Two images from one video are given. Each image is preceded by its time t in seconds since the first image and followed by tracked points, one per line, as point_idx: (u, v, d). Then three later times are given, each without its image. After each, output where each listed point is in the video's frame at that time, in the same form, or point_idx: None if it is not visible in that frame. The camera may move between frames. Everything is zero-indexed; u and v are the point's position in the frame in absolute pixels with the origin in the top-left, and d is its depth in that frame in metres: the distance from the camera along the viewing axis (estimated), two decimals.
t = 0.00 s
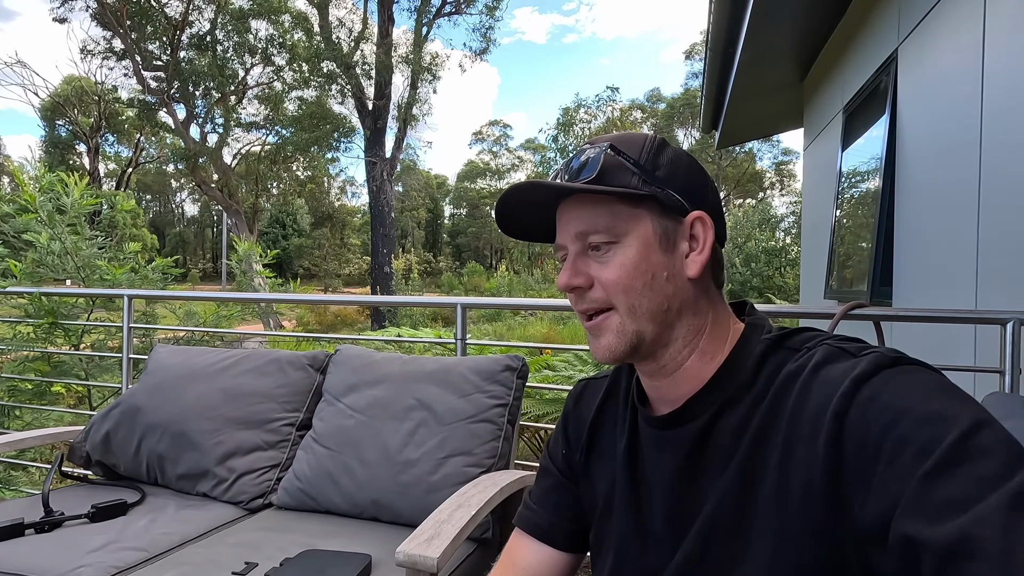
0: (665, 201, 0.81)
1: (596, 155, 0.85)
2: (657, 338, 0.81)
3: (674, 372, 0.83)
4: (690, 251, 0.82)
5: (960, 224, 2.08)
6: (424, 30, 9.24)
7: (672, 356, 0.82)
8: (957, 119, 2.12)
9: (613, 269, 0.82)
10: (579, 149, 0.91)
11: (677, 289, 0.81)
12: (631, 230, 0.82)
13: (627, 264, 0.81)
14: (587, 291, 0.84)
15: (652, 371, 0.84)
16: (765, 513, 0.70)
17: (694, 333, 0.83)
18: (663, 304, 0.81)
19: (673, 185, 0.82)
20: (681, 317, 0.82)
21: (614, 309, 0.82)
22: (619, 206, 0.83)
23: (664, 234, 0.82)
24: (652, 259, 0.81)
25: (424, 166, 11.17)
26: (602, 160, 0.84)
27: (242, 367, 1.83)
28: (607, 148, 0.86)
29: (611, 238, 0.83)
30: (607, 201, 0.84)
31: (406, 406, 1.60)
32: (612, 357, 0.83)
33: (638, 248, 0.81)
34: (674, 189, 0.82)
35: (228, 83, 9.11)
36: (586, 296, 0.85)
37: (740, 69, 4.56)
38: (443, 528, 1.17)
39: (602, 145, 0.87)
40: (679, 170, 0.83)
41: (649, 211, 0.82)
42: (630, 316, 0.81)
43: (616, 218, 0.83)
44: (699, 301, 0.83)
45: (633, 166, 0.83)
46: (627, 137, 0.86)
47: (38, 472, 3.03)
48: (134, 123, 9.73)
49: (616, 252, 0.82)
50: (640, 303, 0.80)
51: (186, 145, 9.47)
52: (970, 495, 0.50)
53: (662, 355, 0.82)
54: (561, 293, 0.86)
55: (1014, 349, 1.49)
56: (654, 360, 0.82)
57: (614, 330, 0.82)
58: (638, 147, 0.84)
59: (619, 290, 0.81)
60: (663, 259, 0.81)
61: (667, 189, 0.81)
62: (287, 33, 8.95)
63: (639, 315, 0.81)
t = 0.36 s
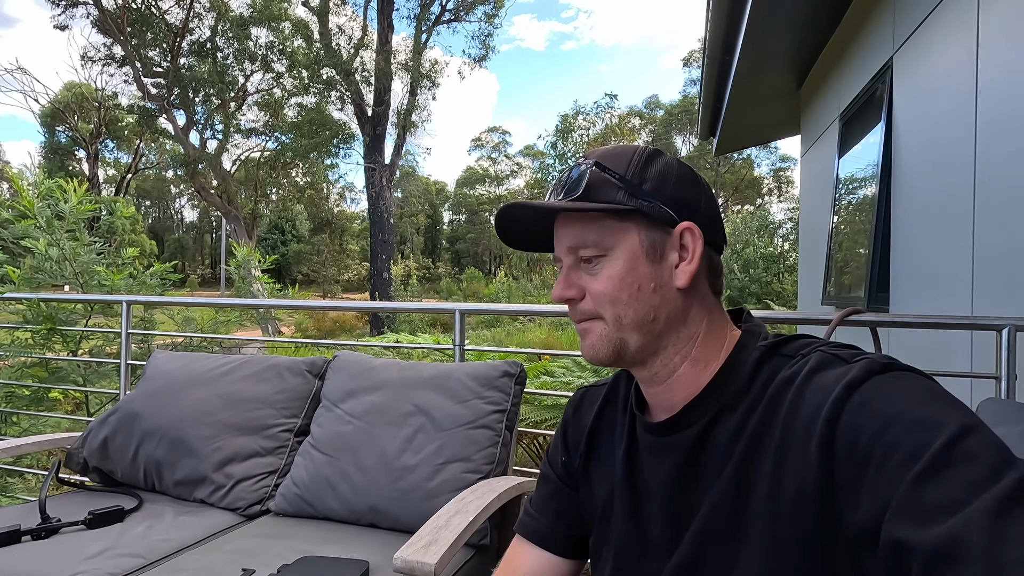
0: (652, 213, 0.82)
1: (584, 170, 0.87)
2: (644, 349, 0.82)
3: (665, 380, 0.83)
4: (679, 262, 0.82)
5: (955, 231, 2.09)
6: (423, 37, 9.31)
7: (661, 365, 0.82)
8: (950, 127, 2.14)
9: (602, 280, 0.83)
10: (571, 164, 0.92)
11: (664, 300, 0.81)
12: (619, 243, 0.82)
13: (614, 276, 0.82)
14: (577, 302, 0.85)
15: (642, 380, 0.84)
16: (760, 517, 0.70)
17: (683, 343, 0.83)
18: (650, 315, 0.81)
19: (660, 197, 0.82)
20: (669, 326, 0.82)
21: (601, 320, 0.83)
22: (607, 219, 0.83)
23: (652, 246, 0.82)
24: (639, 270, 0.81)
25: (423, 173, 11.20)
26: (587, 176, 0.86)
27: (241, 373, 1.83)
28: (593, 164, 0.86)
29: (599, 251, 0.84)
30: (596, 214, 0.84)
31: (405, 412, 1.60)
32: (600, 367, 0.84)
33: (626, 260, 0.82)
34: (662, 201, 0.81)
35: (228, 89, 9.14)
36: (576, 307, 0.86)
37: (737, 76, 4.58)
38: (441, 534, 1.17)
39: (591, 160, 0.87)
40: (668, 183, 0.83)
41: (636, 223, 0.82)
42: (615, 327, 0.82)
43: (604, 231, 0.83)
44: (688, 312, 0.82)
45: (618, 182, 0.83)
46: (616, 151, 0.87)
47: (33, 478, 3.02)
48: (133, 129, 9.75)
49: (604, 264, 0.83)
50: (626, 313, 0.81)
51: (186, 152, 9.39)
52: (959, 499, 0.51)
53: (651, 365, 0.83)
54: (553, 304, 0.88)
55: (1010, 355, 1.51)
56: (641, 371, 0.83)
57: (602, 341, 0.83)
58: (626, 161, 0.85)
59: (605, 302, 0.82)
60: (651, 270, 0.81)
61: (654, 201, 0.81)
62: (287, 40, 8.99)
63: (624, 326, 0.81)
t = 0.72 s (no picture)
0: (655, 221, 0.83)
1: (587, 176, 0.87)
2: (649, 355, 0.82)
3: (664, 385, 0.84)
4: (681, 267, 0.83)
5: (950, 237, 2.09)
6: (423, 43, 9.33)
7: (664, 370, 0.83)
8: (944, 133, 2.15)
9: (608, 287, 0.83)
10: (569, 169, 0.92)
11: (669, 305, 0.82)
12: (624, 250, 0.83)
13: (621, 282, 0.82)
14: (582, 309, 0.85)
15: (643, 386, 0.85)
16: (749, 520, 0.70)
17: (685, 348, 0.83)
18: (656, 320, 0.81)
19: (661, 204, 0.83)
20: (672, 332, 0.82)
21: (608, 326, 0.82)
22: (610, 226, 0.84)
23: (656, 252, 0.82)
24: (644, 276, 0.81)
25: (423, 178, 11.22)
26: (593, 180, 0.86)
27: (238, 378, 1.83)
28: (596, 169, 0.87)
29: (603, 258, 0.84)
30: (597, 221, 0.84)
31: (401, 417, 1.61)
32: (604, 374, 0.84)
33: (631, 266, 0.82)
34: (664, 207, 0.83)
35: (228, 95, 9.18)
36: (580, 314, 0.85)
37: (734, 83, 4.60)
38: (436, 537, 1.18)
39: (590, 166, 0.88)
40: (669, 189, 0.84)
41: (637, 230, 0.83)
42: (622, 333, 0.81)
43: (608, 238, 0.83)
44: (689, 317, 0.84)
45: (621, 187, 0.84)
46: (616, 157, 0.87)
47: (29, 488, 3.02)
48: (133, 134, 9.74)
49: (609, 272, 0.83)
50: (633, 319, 0.81)
51: (186, 157, 9.54)
52: (948, 504, 0.51)
53: (653, 370, 0.83)
54: (556, 312, 0.87)
55: (1003, 360, 1.52)
56: (644, 377, 0.83)
57: (608, 347, 0.82)
58: (627, 167, 0.85)
59: (613, 308, 0.82)
60: (655, 277, 0.82)
61: (657, 208, 0.82)
62: (288, 46, 9.01)
63: (631, 333, 0.81)
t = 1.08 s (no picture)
0: (661, 210, 0.83)
1: (598, 160, 0.88)
2: (650, 342, 0.83)
3: (664, 375, 0.84)
4: (684, 258, 0.83)
5: (943, 237, 2.11)
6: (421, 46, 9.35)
7: (663, 359, 0.84)
8: (938, 133, 2.17)
9: (611, 273, 0.84)
10: (581, 156, 0.94)
11: (671, 294, 0.83)
12: (629, 236, 0.84)
13: (624, 268, 0.83)
14: (585, 292, 0.86)
15: (643, 376, 0.85)
16: (749, 511, 0.71)
17: (686, 338, 0.84)
18: (657, 308, 0.82)
19: (669, 194, 0.84)
20: (673, 321, 0.83)
21: (609, 311, 0.83)
22: (617, 212, 0.85)
23: (660, 241, 0.83)
24: (647, 264, 0.82)
25: (420, 181, 11.23)
26: (603, 166, 0.87)
27: (236, 377, 1.83)
28: (607, 155, 0.88)
29: (608, 243, 0.85)
30: (606, 206, 0.85)
31: (399, 415, 1.61)
32: (605, 359, 0.84)
33: (635, 253, 0.83)
34: (671, 197, 0.84)
35: (225, 98, 9.19)
36: (584, 299, 0.86)
37: (730, 85, 4.62)
38: (435, 533, 1.18)
39: (601, 153, 0.89)
40: (678, 179, 0.85)
41: (643, 218, 0.84)
42: (624, 318, 0.82)
43: (614, 224, 0.84)
44: (690, 308, 0.84)
45: (631, 174, 0.85)
46: (627, 146, 0.88)
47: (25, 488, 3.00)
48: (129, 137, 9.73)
49: (614, 257, 0.84)
50: (635, 306, 0.82)
51: (183, 160, 9.50)
52: (940, 488, 0.52)
53: (653, 358, 0.84)
54: (558, 294, 0.88)
55: (996, 357, 1.53)
56: (645, 364, 0.84)
57: (609, 331, 0.83)
58: (637, 156, 0.86)
59: (615, 293, 0.83)
60: (658, 265, 0.83)
61: (664, 198, 0.83)
62: (285, 49, 9.05)
63: (633, 318, 0.82)
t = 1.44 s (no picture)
0: (657, 214, 0.83)
1: (595, 162, 0.87)
2: (646, 346, 0.83)
3: (661, 379, 0.84)
4: (679, 262, 0.83)
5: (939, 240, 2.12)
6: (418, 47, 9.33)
7: (659, 363, 0.83)
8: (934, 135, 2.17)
9: (607, 276, 0.83)
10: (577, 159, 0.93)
11: (667, 298, 0.83)
12: (626, 239, 0.83)
13: (621, 271, 0.82)
14: (580, 297, 0.85)
15: (639, 380, 0.85)
16: (746, 516, 0.70)
17: (681, 342, 0.84)
18: (654, 312, 0.82)
19: (665, 197, 0.84)
20: (670, 325, 0.83)
21: (606, 315, 0.83)
22: (613, 215, 0.84)
23: (656, 245, 0.83)
24: (644, 267, 0.82)
25: (418, 182, 11.23)
26: (599, 169, 0.86)
27: (231, 380, 1.82)
28: (604, 159, 0.87)
29: (605, 247, 0.84)
30: (603, 209, 0.85)
31: (395, 418, 1.60)
32: (601, 363, 0.84)
33: (631, 256, 0.83)
34: (666, 201, 0.83)
35: (222, 99, 9.15)
36: (579, 303, 0.85)
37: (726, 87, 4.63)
38: (431, 537, 1.17)
39: (598, 156, 0.88)
40: (674, 183, 0.85)
41: (640, 222, 0.84)
42: (620, 322, 0.82)
43: (611, 226, 0.84)
44: (686, 311, 0.84)
45: (628, 177, 0.84)
46: (623, 148, 0.88)
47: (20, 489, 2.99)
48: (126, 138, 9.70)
49: (610, 261, 0.84)
50: (631, 310, 0.82)
51: (180, 160, 9.39)
52: (935, 496, 0.52)
53: (649, 363, 0.83)
54: (554, 298, 0.87)
55: (992, 360, 1.53)
56: (642, 368, 0.83)
57: (606, 336, 0.83)
58: (633, 159, 0.86)
59: (611, 297, 0.82)
60: (655, 269, 0.82)
61: (660, 201, 0.83)
62: (282, 50, 9.07)
63: (629, 322, 0.82)
